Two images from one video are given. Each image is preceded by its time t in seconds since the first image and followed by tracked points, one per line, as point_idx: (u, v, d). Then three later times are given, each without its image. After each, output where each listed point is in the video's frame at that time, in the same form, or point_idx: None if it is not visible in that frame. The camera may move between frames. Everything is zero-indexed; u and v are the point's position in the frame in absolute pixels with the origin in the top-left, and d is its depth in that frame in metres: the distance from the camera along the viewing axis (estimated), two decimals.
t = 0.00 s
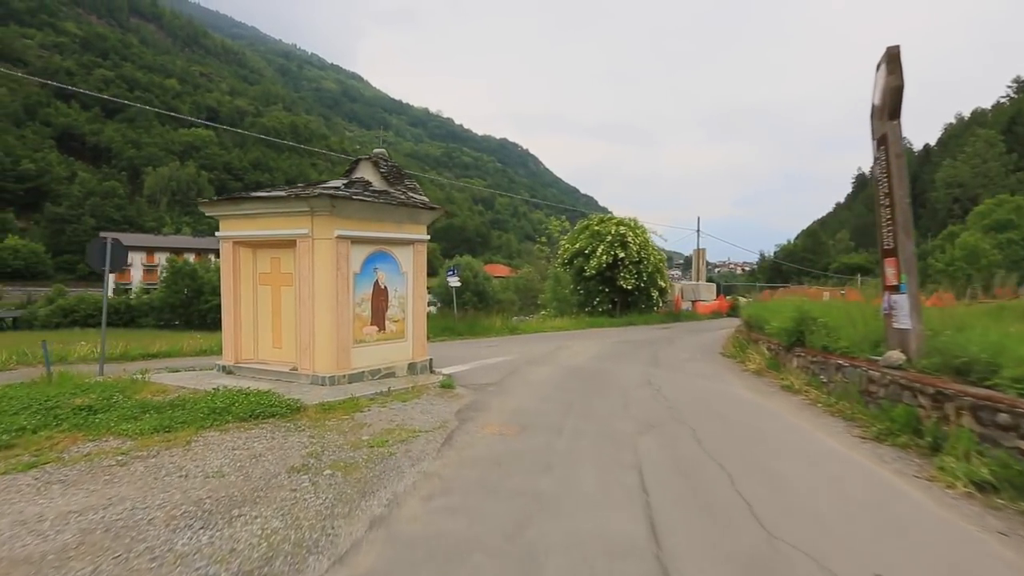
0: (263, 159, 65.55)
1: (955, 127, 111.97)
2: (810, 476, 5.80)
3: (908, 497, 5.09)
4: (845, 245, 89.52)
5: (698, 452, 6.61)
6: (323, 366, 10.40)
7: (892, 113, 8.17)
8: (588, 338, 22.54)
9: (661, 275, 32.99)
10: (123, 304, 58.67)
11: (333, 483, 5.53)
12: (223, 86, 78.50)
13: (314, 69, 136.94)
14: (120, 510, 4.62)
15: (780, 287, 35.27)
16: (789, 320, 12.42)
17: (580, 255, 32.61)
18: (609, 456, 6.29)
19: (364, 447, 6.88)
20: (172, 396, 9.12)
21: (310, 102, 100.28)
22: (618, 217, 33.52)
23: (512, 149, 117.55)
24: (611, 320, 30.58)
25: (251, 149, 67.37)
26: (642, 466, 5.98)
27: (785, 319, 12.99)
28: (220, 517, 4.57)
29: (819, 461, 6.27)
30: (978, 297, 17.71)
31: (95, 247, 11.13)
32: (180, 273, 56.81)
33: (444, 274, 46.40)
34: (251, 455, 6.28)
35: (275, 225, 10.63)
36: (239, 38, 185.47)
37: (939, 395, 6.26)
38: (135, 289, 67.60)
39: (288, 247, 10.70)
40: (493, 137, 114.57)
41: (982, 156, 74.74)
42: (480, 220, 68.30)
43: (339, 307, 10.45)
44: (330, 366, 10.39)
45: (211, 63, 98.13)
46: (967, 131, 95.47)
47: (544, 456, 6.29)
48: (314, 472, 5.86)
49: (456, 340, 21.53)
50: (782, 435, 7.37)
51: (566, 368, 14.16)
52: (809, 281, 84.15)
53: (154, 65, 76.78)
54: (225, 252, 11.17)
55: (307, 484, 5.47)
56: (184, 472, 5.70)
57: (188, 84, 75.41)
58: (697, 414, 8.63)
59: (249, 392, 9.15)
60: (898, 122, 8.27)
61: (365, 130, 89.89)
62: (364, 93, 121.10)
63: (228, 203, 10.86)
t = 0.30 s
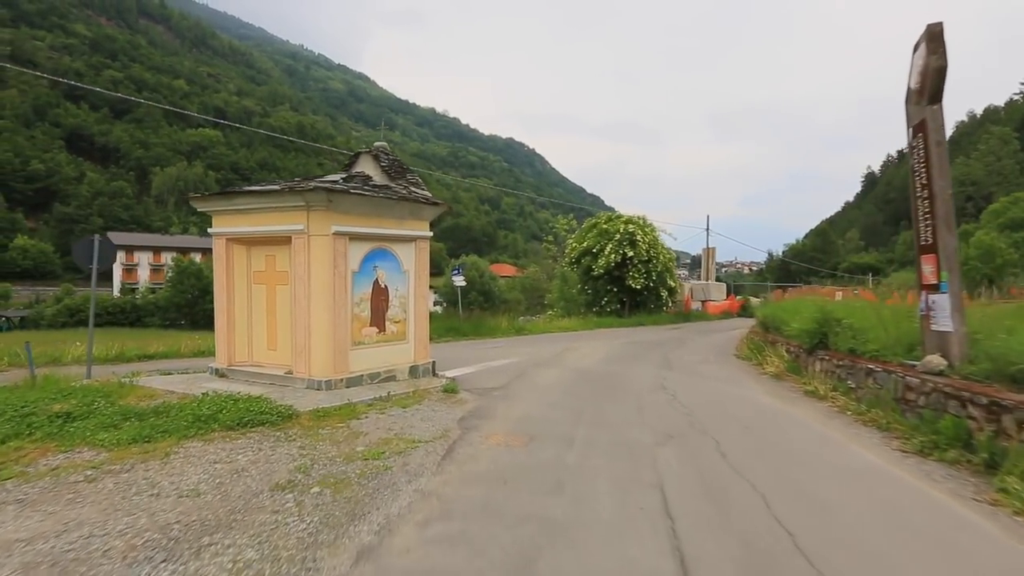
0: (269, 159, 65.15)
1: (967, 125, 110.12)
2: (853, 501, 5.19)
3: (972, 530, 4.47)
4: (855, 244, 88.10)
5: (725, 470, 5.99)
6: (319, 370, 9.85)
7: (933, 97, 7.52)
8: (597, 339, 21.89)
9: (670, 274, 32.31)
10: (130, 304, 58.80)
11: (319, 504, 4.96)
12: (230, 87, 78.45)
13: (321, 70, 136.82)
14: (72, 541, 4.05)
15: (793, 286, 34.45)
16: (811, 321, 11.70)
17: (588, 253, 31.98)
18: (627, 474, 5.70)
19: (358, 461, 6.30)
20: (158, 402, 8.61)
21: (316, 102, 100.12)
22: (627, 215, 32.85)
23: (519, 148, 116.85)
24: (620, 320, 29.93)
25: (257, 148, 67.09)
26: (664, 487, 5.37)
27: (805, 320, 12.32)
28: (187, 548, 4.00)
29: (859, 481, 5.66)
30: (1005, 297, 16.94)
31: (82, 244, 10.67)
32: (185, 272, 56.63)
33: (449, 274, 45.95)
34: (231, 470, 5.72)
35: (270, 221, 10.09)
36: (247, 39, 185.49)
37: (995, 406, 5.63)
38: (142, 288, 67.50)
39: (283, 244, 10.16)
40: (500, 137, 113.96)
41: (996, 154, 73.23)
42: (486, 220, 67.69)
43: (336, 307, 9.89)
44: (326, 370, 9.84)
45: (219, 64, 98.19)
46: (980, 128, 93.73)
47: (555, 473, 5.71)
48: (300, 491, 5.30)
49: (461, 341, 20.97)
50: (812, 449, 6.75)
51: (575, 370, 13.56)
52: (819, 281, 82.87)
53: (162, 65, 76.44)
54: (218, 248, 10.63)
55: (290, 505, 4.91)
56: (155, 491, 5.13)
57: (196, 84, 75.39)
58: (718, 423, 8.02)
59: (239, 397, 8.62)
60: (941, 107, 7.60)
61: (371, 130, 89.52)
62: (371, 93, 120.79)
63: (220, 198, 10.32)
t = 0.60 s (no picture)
0: (274, 159, 64.87)
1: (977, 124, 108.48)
2: (900, 526, 4.59)
3: None
4: (863, 244, 86.80)
5: (749, 487, 5.42)
6: (312, 374, 9.33)
7: (974, 80, 6.93)
8: (604, 341, 21.30)
9: (678, 275, 31.68)
10: (134, 305, 58.58)
11: (298, 529, 4.41)
12: (236, 88, 78.41)
13: (326, 71, 136.74)
14: None
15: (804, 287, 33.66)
16: (831, 322, 11.08)
17: (594, 253, 31.42)
18: (644, 493, 5.16)
19: (348, 475, 5.76)
20: (140, 407, 8.11)
21: (322, 103, 99.94)
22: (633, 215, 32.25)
23: (524, 149, 116.24)
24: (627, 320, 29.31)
25: (262, 148, 66.82)
26: (684, 508, 4.80)
27: (825, 321, 11.71)
28: None
29: (902, 500, 5.09)
30: None
31: (65, 241, 10.30)
32: (189, 273, 56.36)
33: (454, 275, 45.55)
34: (206, 487, 5.17)
35: (261, 218, 9.61)
36: (254, 41, 185.70)
37: None
38: (146, 289, 67.29)
39: (275, 240, 9.66)
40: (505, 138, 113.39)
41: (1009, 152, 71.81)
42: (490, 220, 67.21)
43: (330, 306, 9.37)
44: (320, 374, 9.32)
45: (225, 65, 98.19)
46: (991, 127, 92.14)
47: (564, 491, 5.15)
48: (280, 511, 4.75)
49: (464, 343, 20.44)
50: (843, 462, 6.17)
51: (582, 374, 13.00)
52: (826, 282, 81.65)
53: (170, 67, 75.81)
54: (207, 246, 10.15)
55: (266, 530, 4.36)
56: (117, 511, 4.58)
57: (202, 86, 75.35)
58: (739, 433, 7.43)
59: (225, 403, 8.10)
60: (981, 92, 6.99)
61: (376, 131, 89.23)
62: (375, 93, 120.50)
63: (211, 192, 9.84)
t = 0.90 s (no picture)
0: (277, 159, 64.49)
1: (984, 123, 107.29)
2: (957, 558, 4.03)
3: None
4: (868, 244, 85.84)
5: (780, 510, 4.86)
6: (304, 379, 8.81)
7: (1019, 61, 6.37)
8: (610, 342, 20.72)
9: (685, 275, 31.05)
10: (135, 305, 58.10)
11: (274, 561, 3.86)
12: (240, 88, 78.18)
13: (330, 71, 136.46)
14: None
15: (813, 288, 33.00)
16: (852, 324, 10.49)
17: (599, 253, 30.86)
18: (664, 518, 4.60)
19: (336, 494, 5.22)
20: (120, 415, 7.60)
21: (326, 103, 99.63)
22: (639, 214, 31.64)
23: (528, 149, 115.68)
24: (633, 321, 28.74)
25: (266, 148, 66.51)
26: (712, 538, 4.23)
27: (844, 323, 11.12)
28: None
29: (956, 527, 4.52)
30: None
31: (44, 240, 9.89)
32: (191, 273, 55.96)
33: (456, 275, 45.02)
34: (176, 509, 4.62)
35: (251, 213, 9.08)
36: (258, 41, 185.34)
37: None
38: (148, 289, 67.03)
39: (266, 237, 9.14)
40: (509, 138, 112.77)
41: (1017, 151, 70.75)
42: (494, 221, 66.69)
43: (323, 307, 8.84)
44: (312, 379, 8.79)
45: (229, 66, 97.91)
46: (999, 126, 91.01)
47: (575, 515, 4.60)
48: (255, 540, 4.18)
49: (467, 344, 19.93)
50: (881, 478, 5.62)
51: (588, 377, 12.44)
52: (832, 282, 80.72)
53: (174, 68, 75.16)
54: (195, 243, 9.65)
55: (237, 562, 3.83)
56: (70, 540, 4.04)
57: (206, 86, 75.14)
58: (761, 445, 6.87)
59: (210, 410, 7.57)
60: None
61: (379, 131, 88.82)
62: (379, 94, 120.10)
63: (198, 186, 9.32)
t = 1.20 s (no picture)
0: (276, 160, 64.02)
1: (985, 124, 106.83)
2: None
3: None
4: (870, 245, 85.26)
5: (812, 535, 4.36)
6: (293, 385, 8.33)
7: None
8: (612, 344, 20.22)
9: (688, 275, 30.55)
10: (134, 305, 57.43)
11: None
12: (240, 89, 77.71)
13: (330, 72, 135.93)
14: None
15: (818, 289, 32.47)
16: (869, 326, 10.01)
17: (601, 253, 30.37)
18: (683, 547, 4.10)
19: (319, 516, 4.73)
20: (95, 424, 7.13)
21: (327, 104, 99.12)
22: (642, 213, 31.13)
23: (528, 150, 115.21)
24: (635, 322, 28.25)
25: (266, 148, 66.09)
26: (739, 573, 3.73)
27: (859, 325, 10.65)
28: None
29: (1011, 557, 4.04)
30: None
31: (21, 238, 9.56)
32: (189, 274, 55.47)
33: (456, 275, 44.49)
34: (139, 536, 4.13)
35: (238, 209, 8.60)
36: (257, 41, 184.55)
37: None
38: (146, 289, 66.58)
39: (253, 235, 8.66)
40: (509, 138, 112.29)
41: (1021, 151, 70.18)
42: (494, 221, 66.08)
43: (313, 308, 8.36)
44: (302, 386, 8.31)
45: (229, 66, 97.38)
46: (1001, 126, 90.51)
47: (582, 543, 4.10)
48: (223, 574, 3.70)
49: (466, 346, 19.45)
50: (918, 498, 5.13)
51: (592, 381, 11.94)
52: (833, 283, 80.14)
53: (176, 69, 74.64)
54: (180, 242, 9.15)
55: None
56: None
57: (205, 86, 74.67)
58: (781, 457, 6.37)
59: (192, 419, 7.10)
60: None
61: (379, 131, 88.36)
62: (379, 94, 119.58)
63: (181, 181, 8.83)
